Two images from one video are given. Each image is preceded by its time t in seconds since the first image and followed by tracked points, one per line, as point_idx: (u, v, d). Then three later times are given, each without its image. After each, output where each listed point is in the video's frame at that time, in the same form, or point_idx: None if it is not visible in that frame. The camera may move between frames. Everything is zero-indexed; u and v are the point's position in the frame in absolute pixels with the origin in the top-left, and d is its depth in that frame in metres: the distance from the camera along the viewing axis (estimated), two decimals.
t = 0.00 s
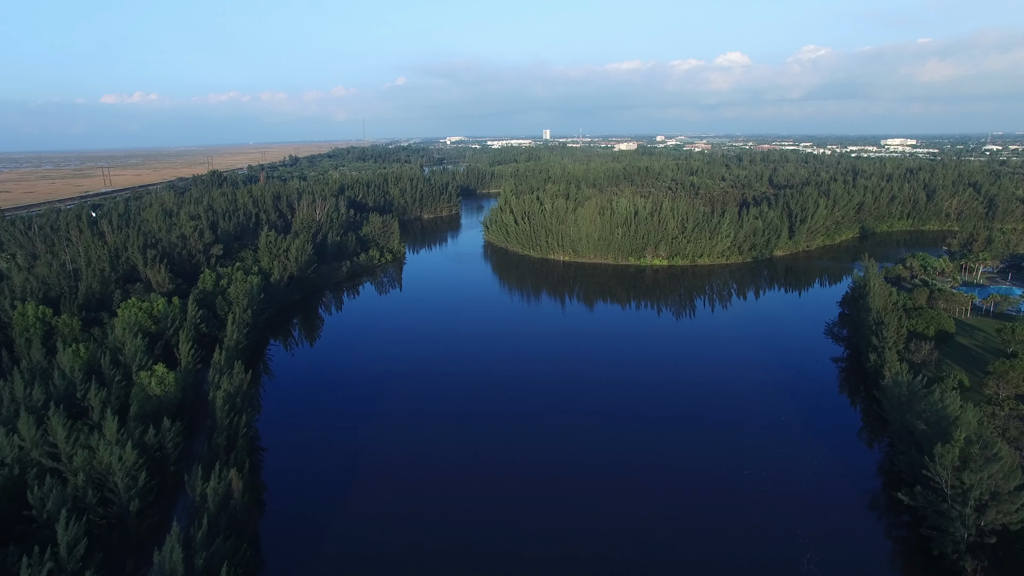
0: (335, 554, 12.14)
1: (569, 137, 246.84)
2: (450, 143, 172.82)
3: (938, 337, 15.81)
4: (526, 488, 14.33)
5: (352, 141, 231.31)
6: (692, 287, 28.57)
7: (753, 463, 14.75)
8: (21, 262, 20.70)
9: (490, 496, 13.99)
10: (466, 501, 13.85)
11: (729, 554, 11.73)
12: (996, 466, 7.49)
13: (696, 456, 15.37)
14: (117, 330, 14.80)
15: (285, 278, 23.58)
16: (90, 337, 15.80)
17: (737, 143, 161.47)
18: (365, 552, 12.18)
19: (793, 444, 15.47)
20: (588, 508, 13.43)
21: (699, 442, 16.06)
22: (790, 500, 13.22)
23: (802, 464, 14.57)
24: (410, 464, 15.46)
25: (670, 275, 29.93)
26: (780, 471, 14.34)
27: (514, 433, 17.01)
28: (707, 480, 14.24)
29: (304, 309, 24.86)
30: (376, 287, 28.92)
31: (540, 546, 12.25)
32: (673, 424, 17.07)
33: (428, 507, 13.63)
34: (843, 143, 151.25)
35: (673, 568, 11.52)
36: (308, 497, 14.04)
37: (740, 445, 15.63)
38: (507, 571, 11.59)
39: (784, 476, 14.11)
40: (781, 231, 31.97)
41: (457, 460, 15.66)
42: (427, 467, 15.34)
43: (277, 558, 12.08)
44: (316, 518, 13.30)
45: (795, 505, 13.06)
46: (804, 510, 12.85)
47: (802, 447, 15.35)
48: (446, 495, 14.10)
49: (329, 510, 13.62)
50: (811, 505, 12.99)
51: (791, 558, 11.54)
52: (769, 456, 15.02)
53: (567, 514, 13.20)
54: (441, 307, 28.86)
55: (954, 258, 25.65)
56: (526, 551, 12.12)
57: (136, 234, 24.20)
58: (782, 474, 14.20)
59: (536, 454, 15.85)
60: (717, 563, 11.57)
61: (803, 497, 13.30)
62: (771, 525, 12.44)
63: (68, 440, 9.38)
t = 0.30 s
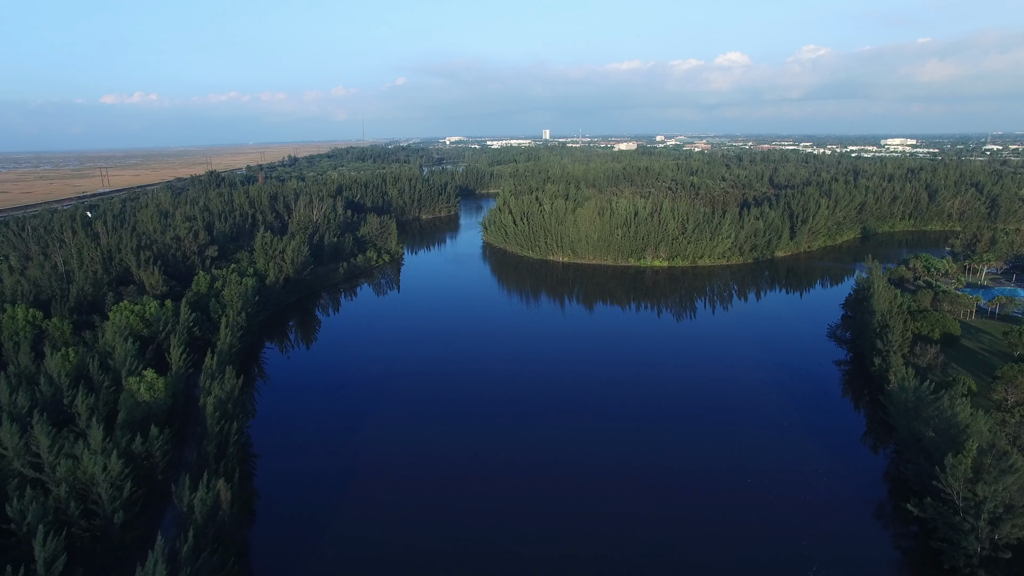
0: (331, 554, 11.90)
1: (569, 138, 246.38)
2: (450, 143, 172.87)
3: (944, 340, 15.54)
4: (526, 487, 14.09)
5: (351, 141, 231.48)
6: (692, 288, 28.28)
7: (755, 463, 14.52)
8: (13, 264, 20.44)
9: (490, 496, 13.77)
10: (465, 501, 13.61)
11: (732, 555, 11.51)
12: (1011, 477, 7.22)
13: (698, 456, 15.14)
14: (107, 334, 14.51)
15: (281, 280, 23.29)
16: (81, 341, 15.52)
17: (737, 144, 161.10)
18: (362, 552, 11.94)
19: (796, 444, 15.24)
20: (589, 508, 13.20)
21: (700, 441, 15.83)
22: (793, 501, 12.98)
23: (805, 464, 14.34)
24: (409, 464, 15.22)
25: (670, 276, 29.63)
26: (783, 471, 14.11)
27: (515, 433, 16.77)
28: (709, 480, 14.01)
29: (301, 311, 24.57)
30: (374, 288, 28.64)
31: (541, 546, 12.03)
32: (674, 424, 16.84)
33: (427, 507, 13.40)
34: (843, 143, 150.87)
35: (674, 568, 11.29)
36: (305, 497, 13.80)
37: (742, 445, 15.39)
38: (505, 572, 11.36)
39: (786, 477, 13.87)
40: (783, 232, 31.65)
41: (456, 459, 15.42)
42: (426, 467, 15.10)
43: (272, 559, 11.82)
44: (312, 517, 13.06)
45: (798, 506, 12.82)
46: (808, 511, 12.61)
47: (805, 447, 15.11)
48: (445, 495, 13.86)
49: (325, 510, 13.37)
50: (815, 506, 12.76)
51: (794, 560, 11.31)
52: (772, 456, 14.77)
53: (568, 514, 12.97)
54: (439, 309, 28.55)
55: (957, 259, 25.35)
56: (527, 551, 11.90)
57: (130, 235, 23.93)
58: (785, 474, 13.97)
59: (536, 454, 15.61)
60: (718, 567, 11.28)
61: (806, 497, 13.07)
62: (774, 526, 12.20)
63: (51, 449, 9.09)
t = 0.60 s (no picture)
0: (327, 554, 11.79)
1: (569, 138, 246.16)
2: (450, 143, 172.78)
3: (949, 344, 15.31)
4: (526, 488, 13.94)
5: (350, 141, 231.49)
6: (693, 290, 28.01)
7: (756, 462, 14.37)
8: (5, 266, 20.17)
9: (489, 496, 13.65)
10: (464, 501, 13.48)
11: (732, 554, 11.38)
12: None
13: (699, 455, 15.00)
14: (97, 339, 14.22)
15: (277, 282, 23.00)
16: (72, 345, 15.22)
17: (737, 144, 160.86)
18: (361, 552, 11.84)
19: (797, 443, 15.09)
20: (589, 508, 13.07)
21: (701, 441, 15.67)
22: (794, 501, 12.82)
23: (806, 463, 14.19)
24: (408, 464, 15.07)
25: (671, 278, 29.37)
26: (784, 470, 13.96)
27: (515, 432, 16.59)
28: (709, 479, 13.86)
29: (297, 312, 24.32)
30: (372, 289, 28.37)
31: (541, 547, 11.91)
32: (675, 424, 16.68)
33: (426, 507, 13.27)
34: (844, 142, 150.40)
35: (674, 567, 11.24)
36: (302, 497, 13.66)
37: (743, 445, 15.22)
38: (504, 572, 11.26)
39: (788, 477, 13.72)
40: (784, 233, 31.36)
41: (455, 459, 15.27)
42: (425, 467, 14.95)
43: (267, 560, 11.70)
44: (310, 517, 12.95)
45: (800, 506, 12.66)
46: (810, 511, 12.45)
47: (806, 446, 14.95)
48: (444, 495, 13.73)
49: (323, 510, 13.23)
50: (817, 506, 12.59)
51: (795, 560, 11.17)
52: (773, 456, 14.61)
53: (568, 514, 12.86)
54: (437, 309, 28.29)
55: (961, 261, 25.09)
56: (527, 552, 11.79)
57: (125, 236, 23.65)
58: (786, 474, 13.82)
59: (536, 453, 15.46)
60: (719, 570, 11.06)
61: (808, 497, 12.90)
62: (775, 526, 12.05)
63: (34, 459, 8.81)
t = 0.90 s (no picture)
0: (325, 554, 11.66)
1: (569, 138, 245.80)
2: (449, 142, 172.73)
3: (955, 347, 15.02)
4: (526, 487, 13.79)
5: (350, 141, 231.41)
6: (694, 291, 27.72)
7: (756, 462, 14.24)
8: None
9: (489, 495, 13.50)
10: (464, 501, 13.33)
11: (732, 554, 11.27)
12: None
13: (699, 454, 14.88)
14: (87, 343, 13.92)
15: (273, 284, 22.70)
16: (61, 350, 14.90)
17: (736, 144, 160.82)
18: (360, 551, 11.73)
19: (796, 443, 14.99)
20: (590, 508, 12.92)
21: (702, 440, 15.53)
22: (795, 500, 12.70)
23: (807, 462, 14.07)
24: (408, 464, 14.90)
25: (671, 279, 29.08)
26: (785, 470, 13.85)
27: (516, 432, 16.42)
28: (710, 479, 13.73)
29: (293, 315, 24.04)
30: (369, 291, 28.09)
31: (541, 547, 11.77)
32: (675, 424, 16.52)
33: (426, 507, 13.14)
34: (844, 142, 150.12)
35: (675, 566, 11.13)
36: (299, 497, 13.52)
37: (743, 444, 15.10)
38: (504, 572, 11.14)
39: (788, 475, 13.61)
40: (786, 234, 31.03)
41: (455, 459, 15.11)
42: (425, 466, 14.78)
43: (265, 560, 11.56)
44: (309, 516, 12.83)
45: (801, 506, 12.54)
46: (811, 511, 12.34)
47: (807, 445, 14.83)
48: (444, 495, 13.58)
49: (321, 510, 13.09)
50: (819, 506, 12.49)
51: (796, 559, 11.07)
52: (773, 455, 14.48)
53: (569, 514, 12.71)
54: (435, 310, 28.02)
55: (965, 262, 24.79)
56: (527, 552, 11.65)
57: (120, 237, 23.37)
58: (786, 474, 13.70)
59: (538, 453, 15.29)
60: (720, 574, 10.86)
61: (809, 497, 12.77)
62: (776, 527, 11.92)
63: (15, 470, 8.52)
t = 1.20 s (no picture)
0: (324, 554, 11.50)
1: (569, 138, 245.89)
2: (449, 143, 172.91)
3: (961, 352, 14.77)
4: (526, 487, 13.64)
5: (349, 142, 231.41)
6: (695, 293, 27.45)
7: (758, 463, 14.11)
8: None
9: (488, 495, 13.37)
10: (465, 501, 13.18)
11: (734, 554, 11.13)
12: None
13: (701, 454, 14.74)
14: (76, 347, 13.62)
15: (268, 286, 22.41)
16: (51, 354, 14.62)
17: (736, 145, 160.63)
18: (360, 551, 11.57)
19: (799, 444, 14.83)
20: (593, 508, 12.78)
21: (703, 440, 15.38)
22: (798, 501, 12.57)
23: (809, 463, 13.94)
24: (408, 463, 14.76)
25: (671, 281, 28.80)
26: (787, 470, 13.70)
27: (518, 432, 16.28)
28: (712, 479, 13.59)
29: (289, 317, 23.76)
30: (366, 293, 27.82)
31: (542, 546, 11.63)
32: (676, 424, 16.37)
33: (427, 506, 13.00)
34: (845, 143, 149.99)
35: (677, 566, 10.99)
36: (298, 498, 13.37)
37: (745, 445, 14.96)
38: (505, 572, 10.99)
39: (790, 476, 13.48)
40: (787, 235, 30.73)
41: (456, 459, 14.95)
42: (426, 466, 14.63)
43: (263, 561, 11.40)
44: (308, 516, 12.69)
45: (804, 507, 12.40)
46: (814, 513, 12.19)
47: (809, 446, 14.70)
48: (444, 494, 13.43)
49: (319, 510, 12.93)
50: (822, 507, 12.35)
51: (799, 560, 10.95)
52: (775, 456, 14.34)
53: (570, 514, 12.55)
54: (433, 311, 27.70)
55: (969, 264, 24.53)
56: (527, 552, 11.50)
57: (114, 239, 23.11)
58: (789, 474, 13.57)
59: (540, 453, 15.15)
60: None
61: (812, 499, 12.62)
62: (778, 527, 11.79)
63: None
